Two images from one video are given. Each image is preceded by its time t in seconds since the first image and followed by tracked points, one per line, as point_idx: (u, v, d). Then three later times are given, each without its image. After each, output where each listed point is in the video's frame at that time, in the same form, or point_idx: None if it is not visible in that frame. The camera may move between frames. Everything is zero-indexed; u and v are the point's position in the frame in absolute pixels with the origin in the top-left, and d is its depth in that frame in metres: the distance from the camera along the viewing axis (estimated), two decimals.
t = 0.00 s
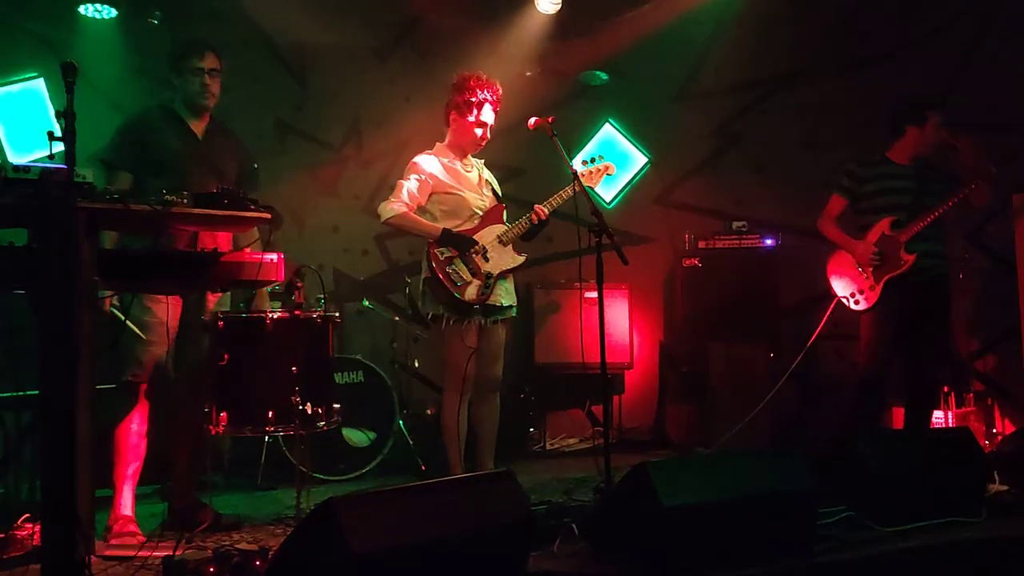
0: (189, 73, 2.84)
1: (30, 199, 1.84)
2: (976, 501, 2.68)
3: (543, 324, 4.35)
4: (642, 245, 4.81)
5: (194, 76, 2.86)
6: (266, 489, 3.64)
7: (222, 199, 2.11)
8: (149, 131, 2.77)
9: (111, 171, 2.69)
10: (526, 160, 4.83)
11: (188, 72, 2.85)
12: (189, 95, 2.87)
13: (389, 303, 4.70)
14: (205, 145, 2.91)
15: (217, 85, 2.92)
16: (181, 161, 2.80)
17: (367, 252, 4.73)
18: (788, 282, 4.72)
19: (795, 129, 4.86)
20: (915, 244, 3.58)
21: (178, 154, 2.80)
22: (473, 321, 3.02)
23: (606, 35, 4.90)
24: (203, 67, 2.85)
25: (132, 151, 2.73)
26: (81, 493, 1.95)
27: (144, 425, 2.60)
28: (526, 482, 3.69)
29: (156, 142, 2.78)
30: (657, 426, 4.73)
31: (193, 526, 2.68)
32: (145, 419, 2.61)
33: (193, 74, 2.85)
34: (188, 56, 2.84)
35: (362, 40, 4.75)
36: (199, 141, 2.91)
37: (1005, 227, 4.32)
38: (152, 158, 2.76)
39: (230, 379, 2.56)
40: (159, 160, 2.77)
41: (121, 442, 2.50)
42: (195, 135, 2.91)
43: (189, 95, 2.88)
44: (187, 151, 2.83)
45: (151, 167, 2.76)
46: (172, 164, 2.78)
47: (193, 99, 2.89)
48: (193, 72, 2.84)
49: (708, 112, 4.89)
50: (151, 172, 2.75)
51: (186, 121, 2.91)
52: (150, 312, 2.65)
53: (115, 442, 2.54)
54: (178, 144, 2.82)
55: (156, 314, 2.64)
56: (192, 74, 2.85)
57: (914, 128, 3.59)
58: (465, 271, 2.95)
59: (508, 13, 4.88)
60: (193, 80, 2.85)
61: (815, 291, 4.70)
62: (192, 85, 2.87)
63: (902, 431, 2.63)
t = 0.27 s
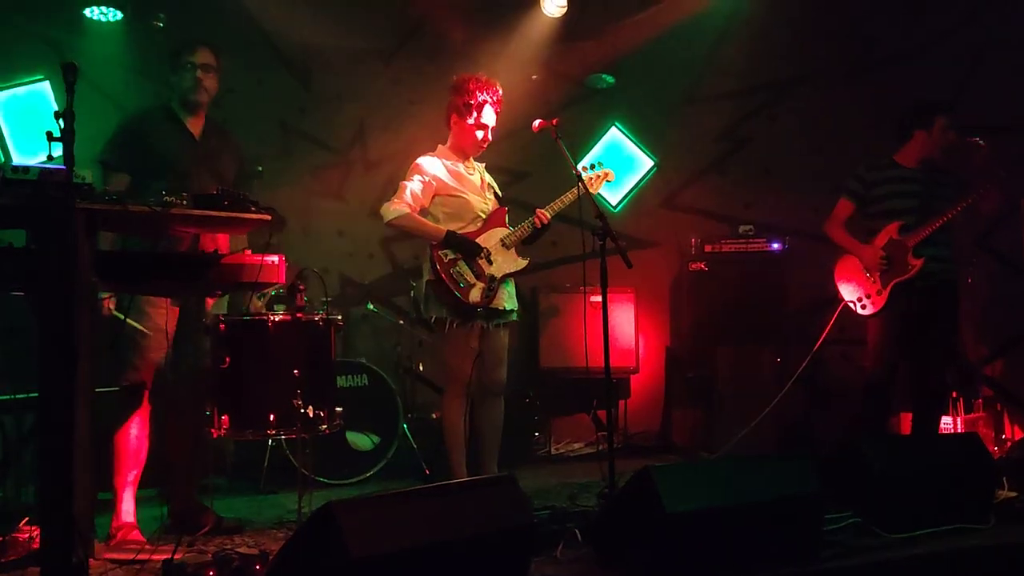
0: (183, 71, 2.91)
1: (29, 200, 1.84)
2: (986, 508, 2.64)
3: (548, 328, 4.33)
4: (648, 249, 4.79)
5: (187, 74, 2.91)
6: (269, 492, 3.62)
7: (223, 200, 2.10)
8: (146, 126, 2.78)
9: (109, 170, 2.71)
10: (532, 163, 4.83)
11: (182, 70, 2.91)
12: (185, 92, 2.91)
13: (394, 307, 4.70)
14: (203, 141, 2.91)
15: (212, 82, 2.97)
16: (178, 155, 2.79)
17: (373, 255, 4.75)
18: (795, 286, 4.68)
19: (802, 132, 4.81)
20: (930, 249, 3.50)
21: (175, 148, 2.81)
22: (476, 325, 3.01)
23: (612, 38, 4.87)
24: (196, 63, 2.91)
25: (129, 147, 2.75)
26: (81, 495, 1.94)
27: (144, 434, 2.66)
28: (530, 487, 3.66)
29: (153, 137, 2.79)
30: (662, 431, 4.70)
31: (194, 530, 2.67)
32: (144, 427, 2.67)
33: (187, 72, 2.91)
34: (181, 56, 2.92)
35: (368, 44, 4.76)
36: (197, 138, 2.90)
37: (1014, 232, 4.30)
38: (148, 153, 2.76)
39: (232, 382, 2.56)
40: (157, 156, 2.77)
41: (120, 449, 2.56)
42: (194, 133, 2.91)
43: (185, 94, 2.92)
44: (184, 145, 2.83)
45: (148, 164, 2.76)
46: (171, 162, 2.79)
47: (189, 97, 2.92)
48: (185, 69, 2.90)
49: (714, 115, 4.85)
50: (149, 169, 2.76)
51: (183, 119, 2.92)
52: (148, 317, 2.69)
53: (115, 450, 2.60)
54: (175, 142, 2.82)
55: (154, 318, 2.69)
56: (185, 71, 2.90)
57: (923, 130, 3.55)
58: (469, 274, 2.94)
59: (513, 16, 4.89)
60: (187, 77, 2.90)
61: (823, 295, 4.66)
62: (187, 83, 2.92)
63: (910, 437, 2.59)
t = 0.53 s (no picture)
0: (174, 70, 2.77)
1: (29, 203, 1.84)
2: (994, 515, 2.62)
3: (553, 333, 4.31)
4: (652, 254, 4.79)
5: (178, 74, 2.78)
6: (271, 497, 3.61)
7: (224, 206, 2.10)
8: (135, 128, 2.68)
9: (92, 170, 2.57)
10: (536, 168, 4.83)
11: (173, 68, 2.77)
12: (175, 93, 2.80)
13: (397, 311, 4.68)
14: (191, 145, 2.85)
15: (201, 82, 2.85)
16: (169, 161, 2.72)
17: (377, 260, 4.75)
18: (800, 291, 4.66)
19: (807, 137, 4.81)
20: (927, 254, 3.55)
21: (166, 153, 2.73)
22: (479, 330, 2.99)
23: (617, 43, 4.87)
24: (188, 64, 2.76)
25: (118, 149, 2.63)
26: (82, 499, 1.93)
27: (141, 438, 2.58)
28: (534, 492, 3.64)
29: (142, 140, 2.68)
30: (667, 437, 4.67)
31: (196, 536, 2.66)
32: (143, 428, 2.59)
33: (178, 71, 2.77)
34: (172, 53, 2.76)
35: (374, 50, 4.80)
36: (184, 140, 2.84)
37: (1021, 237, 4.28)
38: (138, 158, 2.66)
39: (235, 387, 2.55)
40: (147, 160, 2.68)
41: (118, 458, 2.49)
42: (180, 134, 2.84)
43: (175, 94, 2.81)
44: (175, 151, 2.76)
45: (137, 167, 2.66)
46: (163, 168, 2.71)
47: (179, 98, 2.82)
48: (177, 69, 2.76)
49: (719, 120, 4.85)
50: (138, 172, 2.66)
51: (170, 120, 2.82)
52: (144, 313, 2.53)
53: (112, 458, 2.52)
54: (166, 147, 2.73)
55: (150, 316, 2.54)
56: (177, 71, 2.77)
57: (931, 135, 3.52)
58: (473, 279, 2.94)
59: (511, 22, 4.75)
60: (179, 78, 2.78)
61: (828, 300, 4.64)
62: (178, 83, 2.79)
63: (918, 444, 2.57)
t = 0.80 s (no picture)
0: (174, 71, 2.66)
1: (35, 211, 1.84)
2: (1003, 525, 2.60)
3: (557, 341, 4.30)
4: (658, 260, 4.77)
5: (178, 74, 2.67)
6: (276, 504, 3.61)
7: (229, 212, 2.08)
8: (135, 132, 2.58)
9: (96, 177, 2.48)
10: (543, 174, 4.83)
11: (173, 68, 2.66)
12: (172, 93, 2.69)
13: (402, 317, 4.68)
14: (186, 148, 2.78)
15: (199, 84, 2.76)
16: (172, 169, 2.66)
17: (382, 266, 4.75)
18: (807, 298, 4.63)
19: (816, 142, 4.75)
20: (940, 261, 3.48)
21: (168, 160, 2.66)
22: (484, 338, 2.99)
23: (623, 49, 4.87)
24: (189, 64, 2.68)
25: (120, 156, 2.54)
26: (85, 506, 1.93)
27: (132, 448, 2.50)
28: (539, 500, 3.63)
29: (143, 145, 2.60)
30: (673, 444, 4.65)
31: (201, 542, 2.68)
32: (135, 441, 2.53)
33: (178, 71, 2.67)
34: (172, 52, 2.65)
35: (380, 55, 4.80)
36: (178, 143, 2.77)
37: None
38: (141, 164, 2.58)
39: (239, 395, 2.55)
40: (148, 167, 2.61)
41: (108, 469, 2.42)
42: (174, 136, 2.76)
43: (171, 94, 2.69)
44: (175, 157, 2.69)
45: (139, 173, 2.58)
46: (158, 174, 2.62)
47: (176, 98, 2.71)
48: (179, 70, 2.66)
49: (725, 126, 4.80)
50: (140, 180, 2.59)
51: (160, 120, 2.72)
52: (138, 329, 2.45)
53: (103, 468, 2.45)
54: (162, 152, 2.65)
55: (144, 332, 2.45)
56: (177, 71, 2.66)
57: (936, 143, 3.51)
58: (477, 285, 2.93)
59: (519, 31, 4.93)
60: (179, 79, 2.67)
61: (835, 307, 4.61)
62: (175, 83, 2.68)
63: (926, 453, 2.55)
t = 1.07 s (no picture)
0: (183, 79, 2.68)
1: (49, 220, 1.85)
2: (1006, 532, 2.61)
3: (561, 347, 4.33)
4: (661, 267, 4.79)
5: (186, 81, 2.70)
6: (283, 509, 3.63)
7: (240, 221, 2.12)
8: (144, 139, 2.60)
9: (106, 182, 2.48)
10: (548, 183, 4.86)
11: (182, 76, 2.68)
12: (180, 101, 2.71)
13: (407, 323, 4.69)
14: (194, 155, 2.79)
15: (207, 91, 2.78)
16: (181, 176, 2.67)
17: (388, 273, 4.78)
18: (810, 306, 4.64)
19: (817, 153, 4.75)
20: (942, 268, 3.49)
21: (176, 167, 2.67)
22: (488, 346, 3.00)
23: (625, 58, 4.92)
24: (198, 72, 2.71)
25: (128, 162, 2.54)
26: (96, 511, 1.94)
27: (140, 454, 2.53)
28: (543, 506, 3.64)
29: (151, 151, 2.61)
30: (677, 451, 4.67)
31: (206, 549, 2.65)
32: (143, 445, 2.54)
33: (186, 79, 2.69)
34: (180, 59, 2.67)
35: (384, 64, 4.84)
36: (186, 149, 2.78)
37: None
38: (150, 170, 2.59)
39: (247, 400, 2.57)
40: (156, 173, 2.62)
41: (115, 477, 2.44)
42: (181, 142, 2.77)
43: (180, 101, 2.71)
44: (184, 164, 2.70)
45: (147, 180, 2.59)
46: (168, 180, 2.63)
47: (184, 105, 2.73)
48: (187, 77, 2.68)
49: (728, 135, 4.83)
50: (149, 186, 2.59)
51: (170, 127, 2.73)
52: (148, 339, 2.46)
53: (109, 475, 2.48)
54: (172, 158, 2.66)
55: (154, 343, 2.46)
56: (186, 79, 2.69)
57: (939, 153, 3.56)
58: (482, 293, 2.94)
59: (521, 42, 4.99)
60: (187, 86, 2.70)
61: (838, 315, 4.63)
62: (183, 90, 2.70)
63: (929, 460, 2.56)
